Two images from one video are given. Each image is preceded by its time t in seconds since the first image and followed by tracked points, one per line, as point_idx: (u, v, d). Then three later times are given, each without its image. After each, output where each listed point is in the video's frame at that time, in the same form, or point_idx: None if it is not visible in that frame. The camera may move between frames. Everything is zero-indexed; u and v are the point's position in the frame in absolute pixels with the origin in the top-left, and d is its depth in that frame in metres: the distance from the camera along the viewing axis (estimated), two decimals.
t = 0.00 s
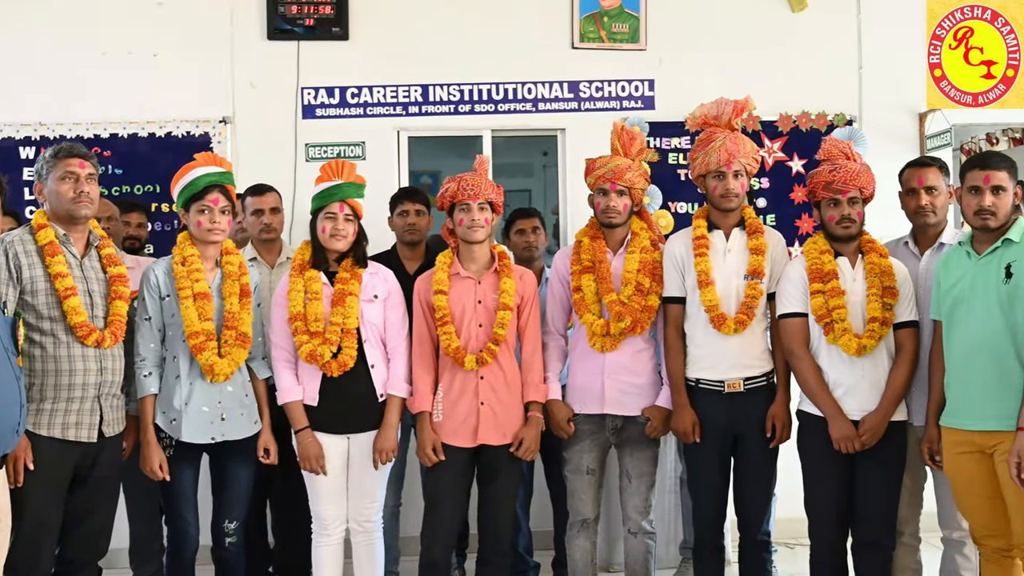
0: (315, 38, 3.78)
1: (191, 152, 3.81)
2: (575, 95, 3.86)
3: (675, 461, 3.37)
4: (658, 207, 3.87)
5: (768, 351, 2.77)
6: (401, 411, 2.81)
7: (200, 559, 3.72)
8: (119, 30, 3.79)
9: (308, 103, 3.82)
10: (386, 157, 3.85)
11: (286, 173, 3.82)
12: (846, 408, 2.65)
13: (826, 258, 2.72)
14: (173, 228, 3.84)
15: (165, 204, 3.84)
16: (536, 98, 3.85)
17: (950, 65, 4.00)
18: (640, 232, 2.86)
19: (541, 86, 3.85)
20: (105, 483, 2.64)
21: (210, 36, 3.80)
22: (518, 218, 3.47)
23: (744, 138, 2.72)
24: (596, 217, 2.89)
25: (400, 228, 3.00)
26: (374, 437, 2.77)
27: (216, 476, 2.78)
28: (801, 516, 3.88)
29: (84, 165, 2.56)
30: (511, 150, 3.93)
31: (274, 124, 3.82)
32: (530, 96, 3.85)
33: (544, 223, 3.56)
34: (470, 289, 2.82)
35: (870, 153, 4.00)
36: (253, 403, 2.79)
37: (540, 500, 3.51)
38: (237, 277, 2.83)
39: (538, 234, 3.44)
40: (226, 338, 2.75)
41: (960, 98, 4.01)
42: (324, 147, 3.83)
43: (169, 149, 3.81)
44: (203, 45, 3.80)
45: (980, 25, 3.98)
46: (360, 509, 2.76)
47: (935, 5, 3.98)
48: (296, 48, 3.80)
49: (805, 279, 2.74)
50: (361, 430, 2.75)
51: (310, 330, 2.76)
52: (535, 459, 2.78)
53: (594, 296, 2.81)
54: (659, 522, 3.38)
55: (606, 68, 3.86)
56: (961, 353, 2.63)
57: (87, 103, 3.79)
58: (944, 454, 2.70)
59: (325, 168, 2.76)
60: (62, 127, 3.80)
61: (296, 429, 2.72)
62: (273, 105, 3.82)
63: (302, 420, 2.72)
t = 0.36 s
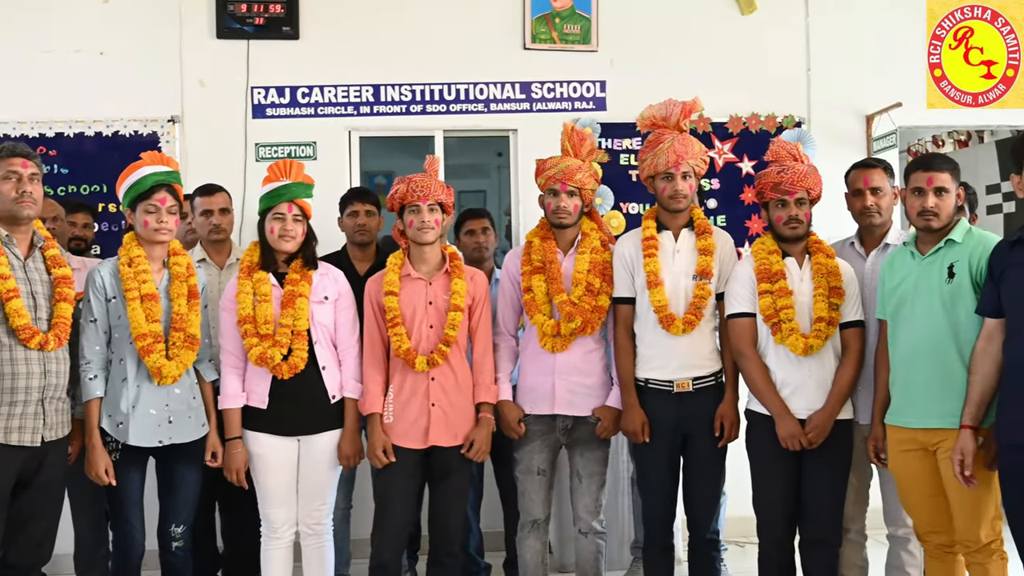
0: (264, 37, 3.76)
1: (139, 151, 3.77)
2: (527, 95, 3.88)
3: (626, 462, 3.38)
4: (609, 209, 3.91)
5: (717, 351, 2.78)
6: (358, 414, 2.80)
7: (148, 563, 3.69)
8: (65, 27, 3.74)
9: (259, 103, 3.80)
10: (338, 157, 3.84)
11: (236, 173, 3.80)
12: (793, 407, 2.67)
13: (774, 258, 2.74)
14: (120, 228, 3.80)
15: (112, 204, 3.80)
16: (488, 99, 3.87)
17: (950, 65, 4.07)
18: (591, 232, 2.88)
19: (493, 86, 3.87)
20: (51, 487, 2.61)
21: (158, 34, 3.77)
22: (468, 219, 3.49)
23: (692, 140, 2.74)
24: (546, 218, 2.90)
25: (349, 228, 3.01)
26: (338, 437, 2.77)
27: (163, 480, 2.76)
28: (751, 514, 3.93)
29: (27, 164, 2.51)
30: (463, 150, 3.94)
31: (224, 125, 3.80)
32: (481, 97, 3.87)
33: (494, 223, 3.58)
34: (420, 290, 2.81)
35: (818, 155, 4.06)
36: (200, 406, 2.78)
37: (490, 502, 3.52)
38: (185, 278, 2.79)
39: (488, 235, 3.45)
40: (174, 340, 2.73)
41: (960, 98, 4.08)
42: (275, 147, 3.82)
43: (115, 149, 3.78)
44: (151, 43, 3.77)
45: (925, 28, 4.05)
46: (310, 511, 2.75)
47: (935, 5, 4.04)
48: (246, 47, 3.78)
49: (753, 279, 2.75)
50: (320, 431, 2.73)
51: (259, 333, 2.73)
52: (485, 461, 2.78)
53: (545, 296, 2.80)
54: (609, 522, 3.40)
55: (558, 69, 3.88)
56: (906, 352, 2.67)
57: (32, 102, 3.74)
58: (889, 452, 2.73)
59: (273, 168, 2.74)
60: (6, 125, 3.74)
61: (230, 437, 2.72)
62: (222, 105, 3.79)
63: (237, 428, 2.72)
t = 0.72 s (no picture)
0: (212, 31, 3.78)
1: (85, 146, 3.76)
2: (478, 92, 3.93)
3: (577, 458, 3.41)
4: (560, 205, 3.93)
5: (664, 346, 2.80)
6: (307, 410, 2.80)
7: (92, 563, 3.65)
8: (7, 20, 3.72)
9: (207, 98, 3.81)
10: (286, 154, 3.87)
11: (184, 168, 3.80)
12: (740, 402, 2.67)
13: (721, 254, 2.75)
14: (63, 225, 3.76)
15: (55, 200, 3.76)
16: (439, 95, 3.91)
17: (952, 65, 4.22)
18: (540, 229, 2.89)
19: (443, 83, 3.91)
20: None
21: (104, 27, 3.76)
22: (411, 217, 3.50)
23: (639, 137, 2.76)
24: (495, 214, 2.90)
25: (297, 225, 3.01)
26: (285, 434, 2.76)
27: (107, 477, 2.72)
28: (699, 509, 3.99)
29: None
30: (414, 147, 3.99)
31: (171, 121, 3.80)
32: (433, 93, 3.91)
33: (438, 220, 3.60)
34: (369, 286, 2.80)
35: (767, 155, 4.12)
36: (146, 403, 2.75)
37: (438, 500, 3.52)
38: (129, 275, 2.77)
39: (432, 232, 3.49)
40: (118, 337, 2.70)
41: (960, 97, 4.24)
42: (223, 143, 3.83)
43: (59, 143, 3.76)
44: (97, 37, 3.76)
45: (868, 26, 4.15)
46: (258, 509, 2.72)
47: (936, 6, 4.19)
48: (193, 41, 3.79)
49: (700, 275, 2.76)
50: (268, 428, 2.72)
51: (205, 330, 2.71)
52: (435, 457, 2.79)
53: (494, 293, 2.80)
54: (559, 517, 3.43)
55: (509, 65, 3.93)
56: (850, 346, 2.70)
57: None
58: (832, 445, 2.78)
59: (216, 164, 2.75)
60: None
61: (179, 436, 2.68)
62: (169, 99, 3.80)
63: (186, 426, 2.69)
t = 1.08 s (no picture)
0: (154, 19, 3.79)
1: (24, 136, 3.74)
2: (425, 83, 4.00)
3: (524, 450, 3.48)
4: (508, 197, 4.04)
5: (610, 337, 2.81)
6: (251, 403, 2.77)
7: (31, 560, 3.61)
8: None
9: (150, 87, 3.82)
10: (231, 145, 3.89)
11: (127, 158, 3.81)
12: (684, 392, 2.68)
13: (666, 245, 2.78)
14: None
15: None
16: (386, 86, 3.97)
17: (953, 65, 4.46)
18: (484, 220, 2.89)
19: (390, 74, 3.97)
20: None
21: (43, 15, 3.74)
22: (356, 209, 3.56)
23: (585, 129, 2.78)
24: (441, 205, 2.90)
25: (240, 216, 3.01)
26: (229, 426, 2.73)
27: (47, 471, 2.69)
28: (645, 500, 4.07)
29: None
30: (360, 140, 4.04)
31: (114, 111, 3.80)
32: (380, 84, 3.96)
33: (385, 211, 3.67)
34: (315, 278, 2.79)
35: (715, 148, 4.25)
36: (86, 396, 2.72)
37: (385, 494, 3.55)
38: (69, 266, 2.74)
39: (378, 225, 3.55)
40: (57, 329, 2.66)
41: (960, 97, 4.49)
42: (166, 133, 3.85)
43: None
44: (37, 24, 3.74)
45: (842, 26, 4.33)
46: (202, 502, 2.70)
47: (937, 6, 4.42)
48: (136, 29, 3.80)
49: (645, 267, 2.77)
50: (212, 421, 2.70)
51: (147, 321, 2.69)
52: (381, 449, 2.78)
53: (440, 284, 2.81)
54: (508, 508, 3.49)
55: (456, 57, 4.01)
56: (792, 336, 2.73)
57: None
58: (775, 434, 2.81)
59: (158, 154, 2.71)
60: None
61: (118, 429, 2.67)
62: (111, 87, 3.80)
63: (126, 418, 2.67)
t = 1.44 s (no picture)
0: (102, 14, 3.77)
1: None
2: (378, 81, 4.02)
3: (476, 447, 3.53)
4: (461, 195, 4.05)
5: (561, 334, 2.82)
6: (201, 401, 2.75)
7: None
8: None
9: (98, 83, 3.79)
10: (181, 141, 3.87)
11: (75, 154, 3.79)
12: (634, 388, 2.70)
13: (616, 242, 2.80)
14: None
15: None
16: (338, 83, 3.99)
17: (950, 64, 4.58)
18: (436, 216, 2.90)
19: (343, 71, 3.99)
20: None
21: None
22: (317, 203, 3.64)
23: (537, 126, 2.78)
24: (392, 202, 2.89)
25: (190, 212, 3.00)
26: (178, 425, 2.71)
27: None
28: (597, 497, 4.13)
29: None
30: (313, 137, 4.04)
31: (62, 106, 3.77)
32: (332, 81, 3.98)
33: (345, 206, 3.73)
34: (264, 274, 2.77)
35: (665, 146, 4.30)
36: (33, 394, 2.68)
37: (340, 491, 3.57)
38: (13, 263, 2.70)
39: (337, 218, 3.62)
40: (2, 327, 2.62)
41: (960, 97, 4.56)
42: (115, 129, 3.82)
43: None
44: None
45: (803, 28, 4.42)
46: (150, 502, 2.67)
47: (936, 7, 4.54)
48: (84, 23, 3.77)
49: (595, 264, 2.79)
50: (161, 419, 2.67)
51: (94, 319, 2.66)
52: (332, 447, 2.77)
53: (392, 280, 2.79)
54: (461, 506, 3.56)
55: (409, 53, 4.03)
56: (741, 332, 2.74)
57: None
58: (726, 430, 2.82)
59: (104, 150, 2.70)
60: None
61: (65, 427, 2.63)
62: (59, 82, 3.77)
63: (73, 417, 2.64)
